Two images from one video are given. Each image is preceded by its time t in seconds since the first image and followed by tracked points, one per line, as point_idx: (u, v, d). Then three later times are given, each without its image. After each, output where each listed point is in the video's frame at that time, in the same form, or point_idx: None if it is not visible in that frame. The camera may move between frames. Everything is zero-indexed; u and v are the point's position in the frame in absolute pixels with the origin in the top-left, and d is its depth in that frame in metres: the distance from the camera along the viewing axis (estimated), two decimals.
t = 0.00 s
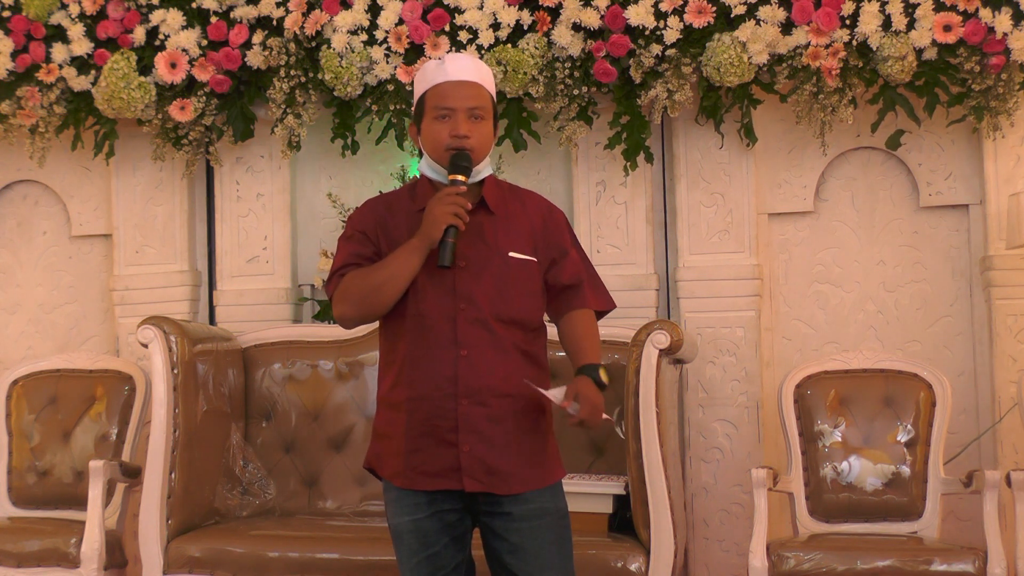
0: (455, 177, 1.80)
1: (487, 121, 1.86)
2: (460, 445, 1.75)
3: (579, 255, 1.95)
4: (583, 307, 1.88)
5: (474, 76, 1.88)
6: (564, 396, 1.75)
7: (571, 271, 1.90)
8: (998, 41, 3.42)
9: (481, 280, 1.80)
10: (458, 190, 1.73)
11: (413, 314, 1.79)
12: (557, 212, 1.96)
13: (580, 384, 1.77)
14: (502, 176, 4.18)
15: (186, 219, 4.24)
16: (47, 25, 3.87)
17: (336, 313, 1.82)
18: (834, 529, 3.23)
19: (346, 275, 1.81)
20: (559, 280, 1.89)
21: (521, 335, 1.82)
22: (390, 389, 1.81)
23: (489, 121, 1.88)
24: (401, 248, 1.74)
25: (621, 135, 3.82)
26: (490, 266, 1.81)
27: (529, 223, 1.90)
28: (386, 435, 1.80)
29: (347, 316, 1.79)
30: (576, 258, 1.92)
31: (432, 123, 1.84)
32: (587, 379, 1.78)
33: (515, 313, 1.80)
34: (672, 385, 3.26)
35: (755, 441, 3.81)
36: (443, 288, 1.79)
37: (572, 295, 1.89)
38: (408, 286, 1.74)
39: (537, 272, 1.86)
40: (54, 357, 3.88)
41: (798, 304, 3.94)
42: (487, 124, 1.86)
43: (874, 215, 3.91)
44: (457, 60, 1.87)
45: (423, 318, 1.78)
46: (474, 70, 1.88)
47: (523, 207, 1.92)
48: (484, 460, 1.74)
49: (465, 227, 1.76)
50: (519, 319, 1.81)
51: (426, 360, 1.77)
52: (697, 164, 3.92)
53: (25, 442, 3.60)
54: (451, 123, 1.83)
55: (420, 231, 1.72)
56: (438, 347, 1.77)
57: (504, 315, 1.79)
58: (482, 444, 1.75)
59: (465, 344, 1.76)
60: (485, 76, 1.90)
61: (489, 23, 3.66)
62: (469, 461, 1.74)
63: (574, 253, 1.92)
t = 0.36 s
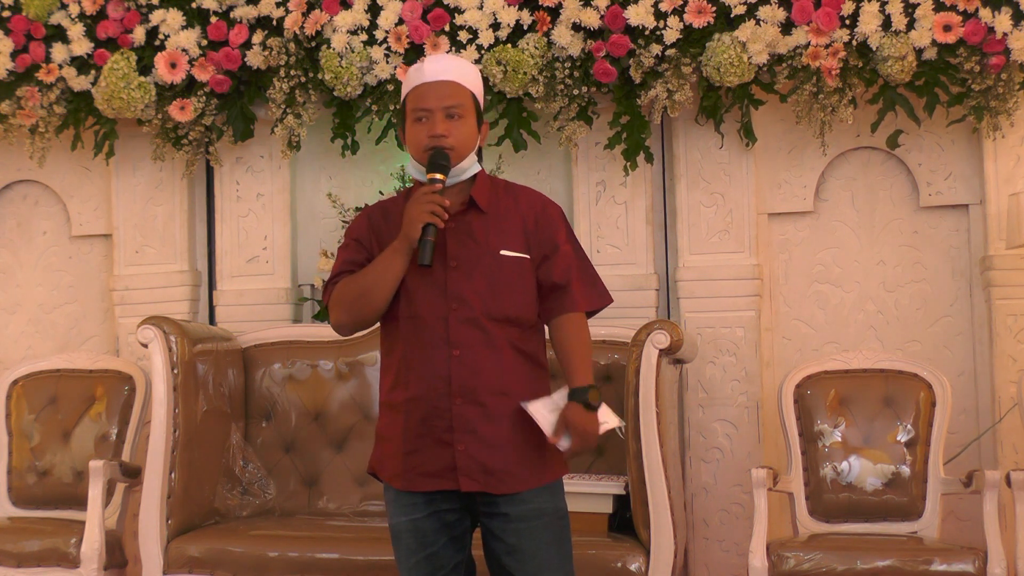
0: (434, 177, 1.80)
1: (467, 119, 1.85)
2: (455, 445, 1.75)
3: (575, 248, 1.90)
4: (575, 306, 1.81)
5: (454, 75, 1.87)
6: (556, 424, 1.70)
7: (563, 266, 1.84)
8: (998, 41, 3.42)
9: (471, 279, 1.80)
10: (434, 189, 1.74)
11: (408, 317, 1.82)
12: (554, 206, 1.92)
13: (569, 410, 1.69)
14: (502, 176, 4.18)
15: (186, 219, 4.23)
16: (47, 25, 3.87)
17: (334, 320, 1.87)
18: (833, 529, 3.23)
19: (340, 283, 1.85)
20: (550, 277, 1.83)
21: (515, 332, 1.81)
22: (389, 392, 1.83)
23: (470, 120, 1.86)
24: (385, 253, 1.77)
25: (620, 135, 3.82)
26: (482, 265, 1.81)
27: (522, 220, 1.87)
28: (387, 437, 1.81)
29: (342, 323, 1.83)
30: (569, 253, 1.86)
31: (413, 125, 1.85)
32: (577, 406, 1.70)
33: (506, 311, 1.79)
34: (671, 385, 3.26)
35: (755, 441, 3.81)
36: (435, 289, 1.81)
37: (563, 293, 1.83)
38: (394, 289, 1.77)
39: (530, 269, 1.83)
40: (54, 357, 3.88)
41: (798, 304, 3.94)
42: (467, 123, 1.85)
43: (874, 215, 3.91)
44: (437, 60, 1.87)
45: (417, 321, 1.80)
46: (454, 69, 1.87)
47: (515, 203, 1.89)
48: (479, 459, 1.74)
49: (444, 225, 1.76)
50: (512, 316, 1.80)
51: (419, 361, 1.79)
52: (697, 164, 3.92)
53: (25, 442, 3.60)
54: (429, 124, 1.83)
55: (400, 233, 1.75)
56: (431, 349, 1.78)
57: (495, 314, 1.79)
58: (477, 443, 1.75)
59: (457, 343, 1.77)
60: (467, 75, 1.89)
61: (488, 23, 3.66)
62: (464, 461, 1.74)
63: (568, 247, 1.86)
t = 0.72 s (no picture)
0: (415, 176, 1.79)
1: (451, 117, 1.84)
2: (451, 443, 1.76)
3: (573, 247, 1.92)
4: (581, 308, 1.85)
5: (437, 75, 1.86)
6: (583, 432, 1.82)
7: (561, 265, 1.86)
8: (998, 41, 3.42)
9: (464, 277, 1.80)
10: (413, 187, 1.76)
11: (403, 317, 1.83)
12: (550, 203, 1.92)
13: (595, 419, 1.81)
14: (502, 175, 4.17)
15: (186, 219, 4.23)
16: (47, 25, 3.87)
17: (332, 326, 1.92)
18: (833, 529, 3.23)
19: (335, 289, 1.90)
20: (551, 277, 1.86)
21: (511, 330, 1.81)
22: (388, 393, 1.84)
23: (456, 117, 1.85)
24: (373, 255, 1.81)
25: (620, 135, 3.82)
26: (475, 263, 1.81)
27: (517, 218, 1.87)
28: (385, 438, 1.83)
29: (338, 328, 1.88)
30: (567, 251, 1.87)
31: (398, 127, 1.85)
32: (600, 413, 1.81)
33: (500, 309, 1.79)
34: (671, 385, 3.27)
35: (754, 441, 3.81)
36: (428, 288, 1.81)
37: (568, 292, 1.85)
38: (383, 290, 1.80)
39: (525, 267, 1.84)
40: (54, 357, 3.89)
41: (798, 304, 3.94)
42: (451, 121, 1.84)
43: (874, 216, 3.91)
44: (420, 62, 1.87)
45: (411, 320, 1.81)
46: (437, 69, 1.86)
47: (510, 201, 1.89)
48: (475, 458, 1.74)
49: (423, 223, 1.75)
50: (507, 314, 1.80)
51: (413, 361, 1.80)
52: (697, 164, 3.92)
53: (25, 442, 3.60)
54: (411, 125, 1.83)
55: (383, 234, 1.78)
56: (425, 348, 1.79)
57: (489, 312, 1.79)
58: (472, 441, 1.75)
59: (451, 342, 1.77)
60: (452, 74, 1.88)
61: (489, 23, 3.66)
62: (459, 460, 1.74)
63: (566, 246, 1.88)
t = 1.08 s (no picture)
0: (414, 174, 1.80)
1: (450, 117, 1.85)
2: (449, 442, 1.76)
3: (570, 244, 1.89)
4: (570, 301, 1.82)
5: (437, 75, 1.87)
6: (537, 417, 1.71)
7: (559, 261, 1.84)
8: (998, 41, 3.42)
9: (462, 276, 1.80)
10: (410, 187, 1.76)
11: (402, 316, 1.83)
12: (548, 201, 1.91)
13: (550, 403, 1.70)
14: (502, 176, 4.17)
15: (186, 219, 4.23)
16: (47, 25, 3.87)
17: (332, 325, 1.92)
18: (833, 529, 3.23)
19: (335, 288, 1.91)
20: (546, 274, 1.84)
21: (509, 329, 1.81)
22: (388, 393, 1.85)
23: (456, 117, 1.86)
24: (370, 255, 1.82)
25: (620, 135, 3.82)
26: (473, 261, 1.81)
27: (514, 216, 1.87)
28: (385, 438, 1.83)
29: (338, 328, 1.89)
30: (565, 248, 1.86)
31: (398, 127, 1.86)
32: (556, 398, 1.70)
33: (498, 308, 1.79)
34: (671, 385, 3.27)
35: (754, 441, 3.81)
36: (427, 287, 1.82)
37: (560, 288, 1.83)
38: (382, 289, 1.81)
39: (523, 265, 1.83)
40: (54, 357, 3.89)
41: (798, 304, 3.94)
42: (450, 121, 1.85)
43: (874, 216, 3.91)
44: (420, 63, 1.88)
45: (411, 319, 1.82)
46: (437, 70, 1.87)
47: (508, 199, 1.88)
48: (474, 456, 1.75)
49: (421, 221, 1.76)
50: (504, 312, 1.79)
51: (412, 360, 1.80)
52: (697, 165, 3.92)
53: (24, 442, 3.60)
54: (410, 125, 1.84)
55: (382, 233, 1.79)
56: (424, 347, 1.79)
57: (487, 310, 1.79)
58: (471, 439, 1.76)
59: (449, 341, 1.78)
60: (452, 74, 1.88)
61: (489, 23, 3.66)
62: (458, 459, 1.74)
63: (561, 242, 1.86)
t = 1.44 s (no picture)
0: (418, 177, 1.79)
1: (455, 121, 1.84)
2: (446, 441, 1.76)
3: (571, 246, 1.89)
4: (572, 305, 1.82)
5: (443, 78, 1.87)
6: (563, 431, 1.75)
7: (559, 263, 1.84)
8: (998, 41, 3.42)
9: (461, 276, 1.80)
10: (415, 189, 1.75)
11: (401, 316, 1.84)
12: (550, 203, 1.91)
13: (574, 416, 1.74)
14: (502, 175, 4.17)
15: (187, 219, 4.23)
16: (47, 25, 3.87)
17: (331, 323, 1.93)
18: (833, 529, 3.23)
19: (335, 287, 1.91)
20: (547, 277, 1.84)
21: (508, 331, 1.80)
22: (387, 393, 1.85)
23: (461, 121, 1.86)
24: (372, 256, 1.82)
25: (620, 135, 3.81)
26: (472, 262, 1.81)
27: (515, 218, 1.87)
28: (383, 437, 1.83)
29: (337, 327, 1.89)
30: (566, 251, 1.86)
31: (402, 128, 1.85)
32: (581, 411, 1.74)
33: (496, 309, 1.79)
34: (671, 385, 3.26)
35: (754, 441, 3.81)
36: (426, 287, 1.82)
37: (560, 291, 1.83)
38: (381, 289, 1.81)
39: (523, 267, 1.83)
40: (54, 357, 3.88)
41: (798, 304, 3.94)
42: (455, 124, 1.84)
43: (874, 216, 3.91)
44: (426, 64, 1.87)
45: (409, 319, 1.82)
46: (443, 72, 1.87)
47: (509, 201, 1.88)
48: (470, 456, 1.75)
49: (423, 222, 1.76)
50: (503, 312, 1.79)
51: (410, 360, 1.81)
52: (697, 165, 3.92)
53: (25, 442, 3.60)
54: (416, 127, 1.83)
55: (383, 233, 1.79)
56: (423, 346, 1.80)
57: (485, 310, 1.79)
58: (468, 439, 1.76)
59: (447, 340, 1.78)
60: (457, 76, 1.88)
61: (489, 23, 3.66)
62: (454, 459, 1.75)
63: (562, 245, 1.86)
